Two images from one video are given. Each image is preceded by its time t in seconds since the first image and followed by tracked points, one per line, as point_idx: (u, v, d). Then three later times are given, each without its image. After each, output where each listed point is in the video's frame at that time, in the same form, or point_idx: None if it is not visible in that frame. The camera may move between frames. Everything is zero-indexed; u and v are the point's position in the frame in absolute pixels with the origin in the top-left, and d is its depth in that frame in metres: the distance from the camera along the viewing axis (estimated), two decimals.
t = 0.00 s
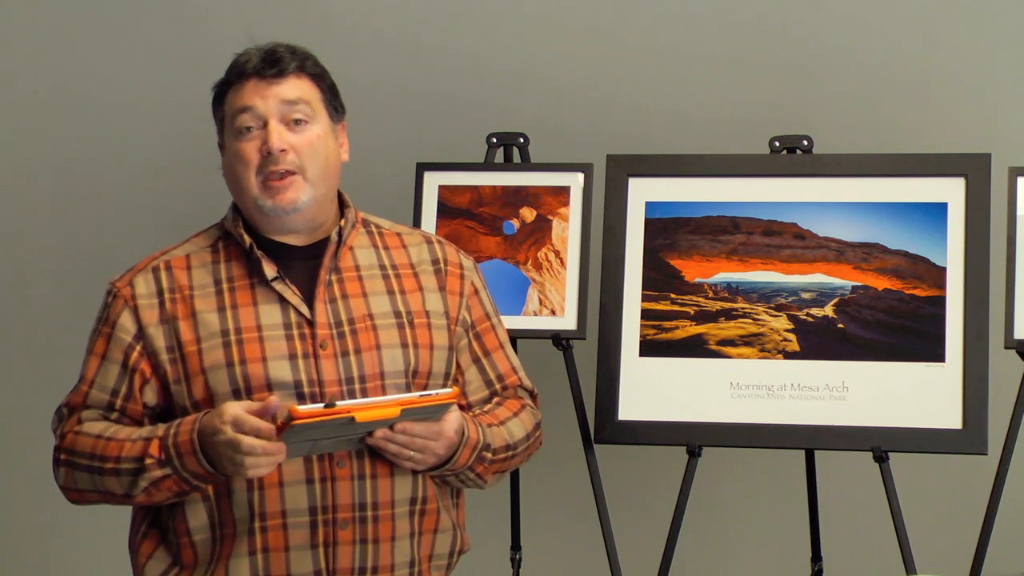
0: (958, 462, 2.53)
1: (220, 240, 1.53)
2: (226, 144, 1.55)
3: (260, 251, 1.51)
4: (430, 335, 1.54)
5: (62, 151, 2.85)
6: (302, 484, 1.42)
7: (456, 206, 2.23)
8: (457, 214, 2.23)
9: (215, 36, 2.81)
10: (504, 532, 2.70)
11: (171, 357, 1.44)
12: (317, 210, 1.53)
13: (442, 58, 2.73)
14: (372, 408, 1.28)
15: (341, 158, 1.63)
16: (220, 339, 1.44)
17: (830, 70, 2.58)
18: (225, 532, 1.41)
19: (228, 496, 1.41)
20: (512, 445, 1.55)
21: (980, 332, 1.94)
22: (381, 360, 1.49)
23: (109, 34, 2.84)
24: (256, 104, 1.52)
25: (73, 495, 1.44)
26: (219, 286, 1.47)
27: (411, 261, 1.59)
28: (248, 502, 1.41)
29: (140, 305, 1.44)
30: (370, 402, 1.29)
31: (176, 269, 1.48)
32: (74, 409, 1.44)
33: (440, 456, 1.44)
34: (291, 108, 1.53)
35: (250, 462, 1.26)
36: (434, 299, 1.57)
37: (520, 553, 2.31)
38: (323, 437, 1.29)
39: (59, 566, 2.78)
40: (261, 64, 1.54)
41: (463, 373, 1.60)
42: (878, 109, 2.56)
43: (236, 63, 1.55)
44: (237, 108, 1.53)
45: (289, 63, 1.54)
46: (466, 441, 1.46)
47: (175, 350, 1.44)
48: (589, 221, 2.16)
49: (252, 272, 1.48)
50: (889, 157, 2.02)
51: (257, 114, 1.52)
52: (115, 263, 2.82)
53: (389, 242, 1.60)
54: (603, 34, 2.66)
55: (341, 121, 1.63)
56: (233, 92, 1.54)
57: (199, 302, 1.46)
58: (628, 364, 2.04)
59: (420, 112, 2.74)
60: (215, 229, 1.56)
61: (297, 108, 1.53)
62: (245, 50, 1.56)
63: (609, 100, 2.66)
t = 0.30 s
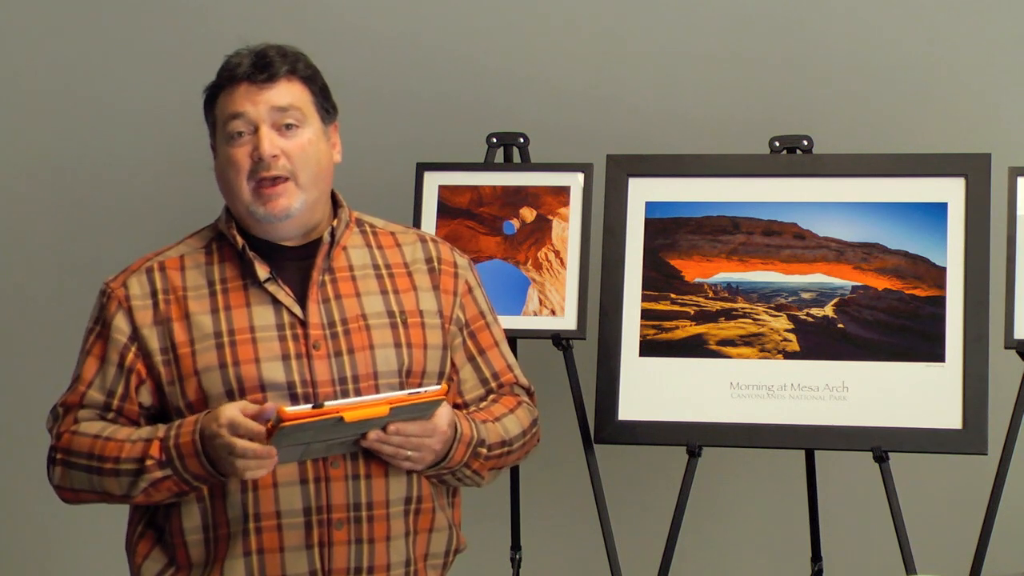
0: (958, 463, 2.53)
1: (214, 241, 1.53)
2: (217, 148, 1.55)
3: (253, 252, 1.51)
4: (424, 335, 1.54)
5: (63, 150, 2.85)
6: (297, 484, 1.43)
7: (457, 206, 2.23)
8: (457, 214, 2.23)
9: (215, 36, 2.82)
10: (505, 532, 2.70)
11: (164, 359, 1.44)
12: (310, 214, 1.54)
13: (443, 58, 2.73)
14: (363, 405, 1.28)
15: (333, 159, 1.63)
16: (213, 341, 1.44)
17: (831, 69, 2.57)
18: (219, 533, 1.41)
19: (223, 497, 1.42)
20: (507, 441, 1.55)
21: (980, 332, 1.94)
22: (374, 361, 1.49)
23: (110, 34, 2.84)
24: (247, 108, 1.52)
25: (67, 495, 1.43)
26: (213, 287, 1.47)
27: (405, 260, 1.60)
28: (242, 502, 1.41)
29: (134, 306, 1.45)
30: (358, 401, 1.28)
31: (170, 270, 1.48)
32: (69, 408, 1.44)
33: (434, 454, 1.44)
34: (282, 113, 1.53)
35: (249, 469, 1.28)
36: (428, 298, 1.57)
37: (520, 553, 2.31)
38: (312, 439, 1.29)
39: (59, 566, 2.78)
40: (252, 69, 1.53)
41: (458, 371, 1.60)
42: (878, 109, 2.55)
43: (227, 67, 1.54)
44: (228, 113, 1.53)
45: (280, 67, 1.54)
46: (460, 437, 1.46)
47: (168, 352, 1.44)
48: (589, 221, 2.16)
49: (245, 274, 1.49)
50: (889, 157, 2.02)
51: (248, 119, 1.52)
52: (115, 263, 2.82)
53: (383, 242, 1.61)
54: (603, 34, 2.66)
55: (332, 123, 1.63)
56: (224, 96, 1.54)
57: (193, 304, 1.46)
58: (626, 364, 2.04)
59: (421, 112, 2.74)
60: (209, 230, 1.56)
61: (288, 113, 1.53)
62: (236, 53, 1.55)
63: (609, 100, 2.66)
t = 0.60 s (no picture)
0: (958, 463, 2.53)
1: (211, 241, 1.53)
2: (216, 149, 1.55)
3: (250, 253, 1.51)
4: (420, 335, 1.54)
5: (62, 150, 2.85)
6: (294, 486, 1.42)
7: (457, 206, 2.23)
8: (457, 213, 2.23)
9: (216, 36, 2.82)
10: (505, 532, 2.70)
11: (161, 359, 1.44)
12: (310, 216, 1.54)
13: (443, 58, 2.73)
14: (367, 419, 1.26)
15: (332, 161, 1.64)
16: (210, 342, 1.44)
17: (831, 69, 2.57)
18: (215, 535, 1.42)
19: (220, 499, 1.42)
20: (501, 441, 1.54)
21: (980, 332, 1.94)
22: (371, 362, 1.49)
23: (110, 34, 2.84)
24: (247, 111, 1.52)
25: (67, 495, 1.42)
26: (210, 288, 1.48)
27: (402, 260, 1.60)
28: (238, 504, 1.41)
29: (132, 306, 1.45)
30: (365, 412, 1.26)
31: (167, 270, 1.48)
32: (69, 407, 1.43)
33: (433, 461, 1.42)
34: (283, 116, 1.53)
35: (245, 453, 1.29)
36: (425, 299, 1.57)
37: (520, 553, 2.31)
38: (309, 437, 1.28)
39: (59, 565, 2.78)
40: (253, 72, 1.53)
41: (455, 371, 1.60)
42: (878, 108, 2.55)
43: (227, 69, 1.54)
44: (229, 115, 1.53)
45: (280, 70, 1.54)
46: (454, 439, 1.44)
47: (166, 353, 1.44)
48: (589, 221, 2.16)
49: (243, 275, 1.49)
50: (889, 157, 2.02)
51: (249, 122, 1.52)
52: (115, 263, 2.82)
53: (380, 242, 1.61)
54: (604, 34, 2.66)
55: (331, 125, 1.63)
56: (224, 98, 1.54)
57: (190, 304, 1.46)
58: (626, 365, 2.04)
59: (420, 112, 2.74)
60: (206, 230, 1.56)
61: (289, 116, 1.54)
62: (235, 55, 1.55)
63: (609, 100, 2.66)
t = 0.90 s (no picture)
0: (958, 463, 2.53)
1: (213, 240, 1.53)
2: (218, 145, 1.55)
3: (252, 253, 1.52)
4: (421, 336, 1.54)
5: (62, 150, 2.85)
6: (294, 487, 1.42)
7: (457, 206, 2.23)
8: (457, 213, 2.23)
9: (215, 36, 2.82)
10: (504, 532, 2.70)
11: (161, 358, 1.44)
12: (312, 212, 1.54)
13: (443, 58, 2.73)
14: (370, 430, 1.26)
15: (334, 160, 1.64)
16: (211, 342, 1.44)
17: (831, 69, 2.57)
18: (215, 534, 1.41)
19: (220, 499, 1.42)
20: (503, 443, 1.54)
21: (981, 331, 1.94)
22: (371, 362, 1.49)
23: (110, 34, 2.84)
24: (251, 105, 1.52)
25: (65, 492, 1.41)
26: (211, 287, 1.48)
27: (403, 260, 1.60)
28: (239, 504, 1.41)
29: (133, 304, 1.45)
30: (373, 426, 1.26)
31: (169, 269, 1.48)
32: (69, 403, 1.42)
33: (438, 467, 1.41)
34: (285, 111, 1.53)
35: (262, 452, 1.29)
36: (425, 300, 1.57)
37: (520, 553, 2.31)
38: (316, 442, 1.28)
39: (58, 566, 2.77)
40: (256, 67, 1.54)
41: (456, 371, 1.60)
42: (878, 109, 2.55)
43: (231, 65, 1.55)
44: (231, 110, 1.53)
45: (284, 66, 1.55)
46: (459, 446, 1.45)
47: (166, 351, 1.44)
48: (589, 221, 2.16)
49: (244, 274, 1.49)
50: (890, 157, 2.02)
51: (252, 117, 1.52)
52: (114, 263, 2.82)
53: (381, 242, 1.61)
54: (603, 34, 2.66)
55: (334, 124, 1.63)
56: (227, 93, 1.54)
57: (191, 303, 1.46)
58: (626, 365, 2.04)
59: (420, 113, 2.74)
60: (208, 229, 1.56)
61: (292, 111, 1.54)
62: (238, 52, 1.56)
63: (609, 100, 2.65)
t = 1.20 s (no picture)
0: (958, 462, 2.53)
1: (215, 238, 1.53)
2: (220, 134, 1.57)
3: (253, 249, 1.52)
4: (423, 335, 1.54)
5: (62, 151, 2.85)
6: (295, 484, 1.42)
7: (457, 206, 2.23)
8: (457, 213, 2.23)
9: (215, 36, 2.82)
10: (504, 532, 2.70)
11: (162, 352, 1.44)
12: (300, 210, 1.54)
13: (443, 58, 2.73)
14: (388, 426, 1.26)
15: (335, 163, 1.64)
16: (212, 337, 1.44)
17: (831, 69, 2.57)
18: (215, 531, 1.42)
19: (220, 496, 1.42)
20: (509, 442, 1.54)
21: (980, 331, 1.94)
22: (373, 361, 1.49)
23: (110, 35, 2.84)
24: (252, 95, 1.54)
25: (65, 486, 1.40)
26: (213, 283, 1.48)
27: (405, 259, 1.60)
28: (239, 502, 1.41)
29: (135, 299, 1.44)
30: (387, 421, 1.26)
31: (170, 265, 1.48)
32: (71, 396, 1.42)
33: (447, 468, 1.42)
34: (286, 105, 1.55)
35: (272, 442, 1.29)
36: (427, 298, 1.57)
37: (520, 553, 2.31)
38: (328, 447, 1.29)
39: (57, 566, 2.77)
40: (264, 60, 1.56)
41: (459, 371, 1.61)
42: (878, 109, 2.55)
43: (243, 57, 1.58)
44: (235, 98, 1.56)
45: (292, 61, 1.57)
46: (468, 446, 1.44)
47: (168, 346, 1.44)
48: (589, 221, 2.16)
49: (246, 271, 1.49)
50: (889, 157, 2.03)
51: (252, 106, 1.54)
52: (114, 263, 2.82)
53: (382, 241, 1.61)
54: (603, 34, 2.66)
55: (339, 128, 1.64)
56: (235, 83, 1.57)
57: (193, 299, 1.46)
58: (626, 365, 2.04)
59: (420, 113, 2.74)
60: (210, 227, 1.56)
61: (292, 105, 1.55)
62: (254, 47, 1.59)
63: (609, 100, 2.65)
